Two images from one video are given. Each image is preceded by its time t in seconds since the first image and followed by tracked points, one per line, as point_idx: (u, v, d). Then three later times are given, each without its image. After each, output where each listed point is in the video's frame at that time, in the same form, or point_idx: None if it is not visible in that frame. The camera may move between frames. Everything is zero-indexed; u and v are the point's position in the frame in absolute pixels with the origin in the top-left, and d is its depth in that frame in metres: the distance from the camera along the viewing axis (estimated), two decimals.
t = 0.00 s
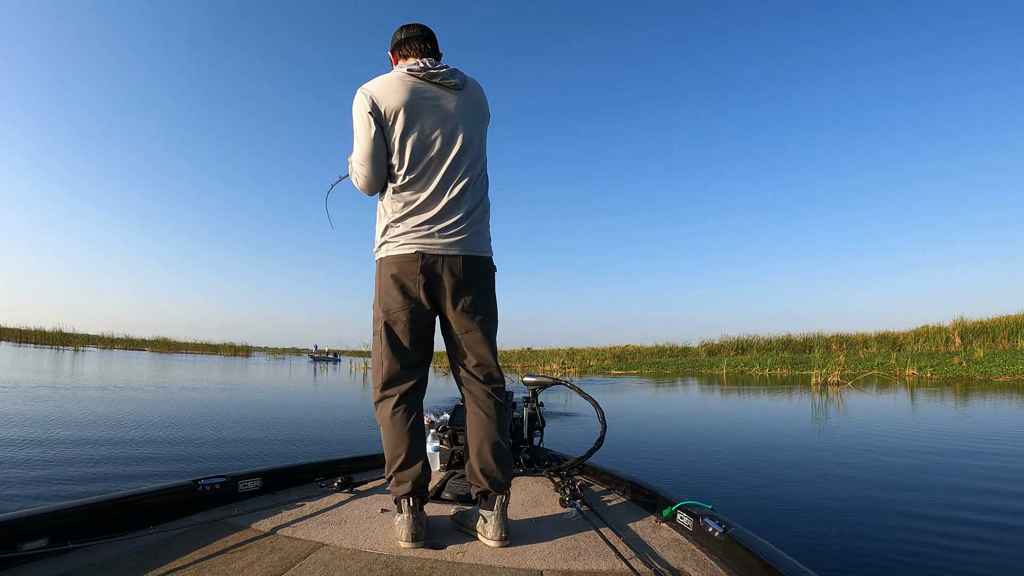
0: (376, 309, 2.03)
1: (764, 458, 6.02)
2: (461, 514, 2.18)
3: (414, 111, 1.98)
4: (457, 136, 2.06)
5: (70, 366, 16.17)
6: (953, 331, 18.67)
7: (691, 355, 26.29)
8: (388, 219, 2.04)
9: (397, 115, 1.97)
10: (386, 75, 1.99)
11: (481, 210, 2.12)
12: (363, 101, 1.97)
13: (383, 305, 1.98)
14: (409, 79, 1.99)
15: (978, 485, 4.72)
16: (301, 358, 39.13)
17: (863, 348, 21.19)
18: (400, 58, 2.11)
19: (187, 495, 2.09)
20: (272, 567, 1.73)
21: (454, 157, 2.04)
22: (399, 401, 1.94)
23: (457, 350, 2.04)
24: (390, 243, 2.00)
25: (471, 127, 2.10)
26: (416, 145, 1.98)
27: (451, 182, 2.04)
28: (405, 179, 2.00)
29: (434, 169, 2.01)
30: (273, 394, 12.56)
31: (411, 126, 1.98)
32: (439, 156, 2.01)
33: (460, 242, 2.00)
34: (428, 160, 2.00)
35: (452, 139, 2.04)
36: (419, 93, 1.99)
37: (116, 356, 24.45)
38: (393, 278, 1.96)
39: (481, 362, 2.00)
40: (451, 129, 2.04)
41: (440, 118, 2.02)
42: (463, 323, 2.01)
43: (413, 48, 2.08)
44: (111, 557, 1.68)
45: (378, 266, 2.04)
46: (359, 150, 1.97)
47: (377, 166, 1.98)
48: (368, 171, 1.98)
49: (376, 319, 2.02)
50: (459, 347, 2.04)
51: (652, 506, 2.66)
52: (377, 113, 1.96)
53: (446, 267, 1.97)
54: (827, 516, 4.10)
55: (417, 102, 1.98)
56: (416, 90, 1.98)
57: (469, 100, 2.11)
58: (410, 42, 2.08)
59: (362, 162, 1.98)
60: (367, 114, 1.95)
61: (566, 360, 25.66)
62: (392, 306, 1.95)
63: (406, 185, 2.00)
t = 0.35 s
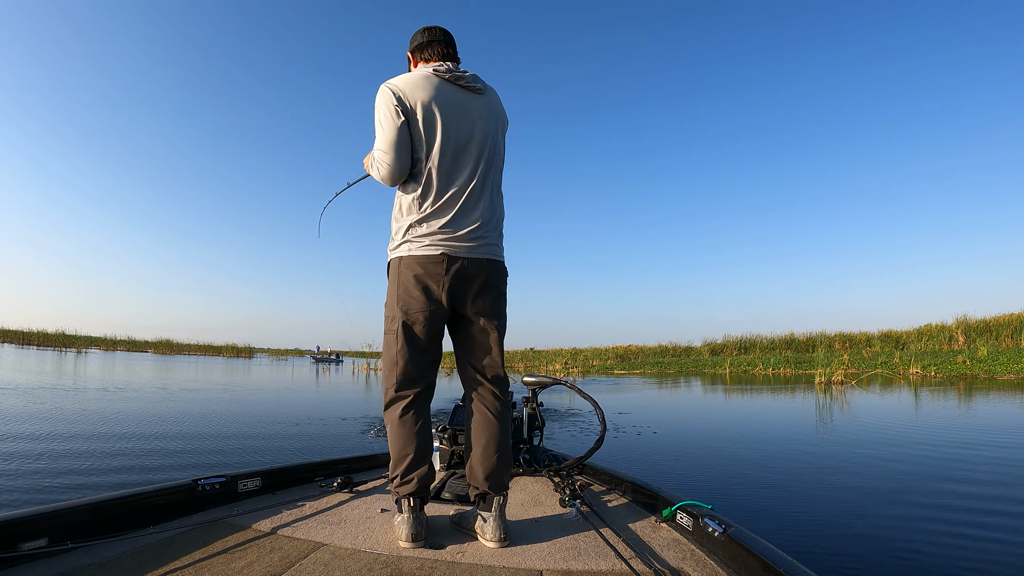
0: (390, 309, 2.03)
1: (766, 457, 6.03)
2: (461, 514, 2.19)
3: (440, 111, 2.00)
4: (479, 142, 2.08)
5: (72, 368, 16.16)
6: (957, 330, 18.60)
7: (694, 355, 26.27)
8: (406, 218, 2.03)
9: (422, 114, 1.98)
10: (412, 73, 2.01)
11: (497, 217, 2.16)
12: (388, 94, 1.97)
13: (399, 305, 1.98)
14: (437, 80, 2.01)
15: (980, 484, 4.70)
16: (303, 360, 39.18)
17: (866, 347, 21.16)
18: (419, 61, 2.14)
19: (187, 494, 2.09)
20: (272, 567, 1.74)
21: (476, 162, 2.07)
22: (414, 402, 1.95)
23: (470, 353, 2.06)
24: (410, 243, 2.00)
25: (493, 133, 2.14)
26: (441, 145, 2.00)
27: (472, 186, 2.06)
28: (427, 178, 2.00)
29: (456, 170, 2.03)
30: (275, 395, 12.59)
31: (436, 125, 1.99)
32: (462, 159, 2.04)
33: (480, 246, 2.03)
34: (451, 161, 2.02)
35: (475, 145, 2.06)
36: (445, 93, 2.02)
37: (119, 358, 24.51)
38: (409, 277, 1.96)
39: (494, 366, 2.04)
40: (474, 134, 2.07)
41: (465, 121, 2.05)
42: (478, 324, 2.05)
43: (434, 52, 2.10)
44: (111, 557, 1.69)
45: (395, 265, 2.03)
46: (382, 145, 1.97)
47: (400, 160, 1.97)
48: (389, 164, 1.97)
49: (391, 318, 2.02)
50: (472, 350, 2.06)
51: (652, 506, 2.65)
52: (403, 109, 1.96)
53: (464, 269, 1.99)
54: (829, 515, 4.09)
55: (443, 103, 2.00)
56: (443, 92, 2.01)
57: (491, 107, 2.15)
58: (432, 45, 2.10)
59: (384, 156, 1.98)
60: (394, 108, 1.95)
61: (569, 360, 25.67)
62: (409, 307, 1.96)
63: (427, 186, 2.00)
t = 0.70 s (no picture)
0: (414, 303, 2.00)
1: (768, 457, 6.03)
2: (461, 514, 2.19)
3: (468, 114, 2.01)
4: (507, 145, 2.09)
5: (75, 369, 16.20)
6: (960, 329, 18.55)
7: (697, 354, 26.24)
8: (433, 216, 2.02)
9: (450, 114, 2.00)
10: (441, 76, 2.02)
11: (523, 222, 2.16)
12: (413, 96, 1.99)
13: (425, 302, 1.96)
14: (464, 83, 2.03)
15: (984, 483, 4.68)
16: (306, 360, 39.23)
17: (869, 346, 21.10)
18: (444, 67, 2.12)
19: (187, 494, 2.10)
20: (271, 567, 1.74)
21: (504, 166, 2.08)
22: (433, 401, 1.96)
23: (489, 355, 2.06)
24: (443, 242, 1.95)
25: (518, 139, 2.15)
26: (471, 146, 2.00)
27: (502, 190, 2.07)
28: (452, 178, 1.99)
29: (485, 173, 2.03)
30: (277, 396, 12.62)
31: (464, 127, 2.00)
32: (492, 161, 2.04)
33: (512, 250, 2.04)
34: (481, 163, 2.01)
35: (498, 145, 2.05)
36: (473, 96, 2.03)
37: (121, 359, 24.57)
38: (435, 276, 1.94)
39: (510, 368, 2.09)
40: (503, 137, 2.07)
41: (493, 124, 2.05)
42: (499, 331, 2.07)
43: (461, 60, 2.10)
44: (111, 557, 1.70)
45: (423, 263, 1.98)
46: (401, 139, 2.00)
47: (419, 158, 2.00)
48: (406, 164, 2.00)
49: (417, 317, 1.98)
50: (490, 352, 2.07)
51: (652, 506, 2.65)
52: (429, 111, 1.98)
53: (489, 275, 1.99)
54: (831, 515, 4.07)
55: (471, 106, 2.02)
56: (469, 96, 2.01)
57: (517, 112, 2.16)
58: (460, 53, 2.10)
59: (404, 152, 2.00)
60: (420, 109, 1.97)
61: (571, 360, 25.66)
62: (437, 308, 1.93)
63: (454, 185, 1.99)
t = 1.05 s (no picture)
0: (455, 296, 1.89)
1: (770, 457, 6.02)
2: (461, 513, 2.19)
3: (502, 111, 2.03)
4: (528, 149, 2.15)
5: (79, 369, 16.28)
6: (964, 328, 18.49)
7: (699, 354, 26.20)
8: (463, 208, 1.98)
9: (485, 107, 1.98)
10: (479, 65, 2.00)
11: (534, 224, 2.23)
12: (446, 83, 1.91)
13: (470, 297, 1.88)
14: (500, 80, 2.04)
15: (989, 483, 4.65)
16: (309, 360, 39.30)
17: (872, 345, 21.03)
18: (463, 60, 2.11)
19: (186, 493, 2.10)
20: (270, 567, 1.74)
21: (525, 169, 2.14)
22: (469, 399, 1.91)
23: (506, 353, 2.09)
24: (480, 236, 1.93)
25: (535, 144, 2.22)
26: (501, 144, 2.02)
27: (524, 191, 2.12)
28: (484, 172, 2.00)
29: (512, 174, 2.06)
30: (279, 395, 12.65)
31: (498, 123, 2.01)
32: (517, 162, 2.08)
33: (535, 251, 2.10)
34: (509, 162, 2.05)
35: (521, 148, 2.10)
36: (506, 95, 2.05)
37: (126, 359, 24.61)
38: (485, 272, 1.89)
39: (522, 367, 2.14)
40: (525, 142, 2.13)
41: (520, 125, 2.10)
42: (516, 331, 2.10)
43: (482, 51, 2.10)
44: (110, 556, 1.70)
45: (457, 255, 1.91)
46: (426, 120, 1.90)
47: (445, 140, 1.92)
48: (425, 145, 1.90)
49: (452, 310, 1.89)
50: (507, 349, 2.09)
51: (652, 506, 2.65)
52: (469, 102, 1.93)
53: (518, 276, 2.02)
54: (833, 514, 4.07)
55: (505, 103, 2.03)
56: (504, 94, 2.03)
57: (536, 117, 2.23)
58: (480, 43, 2.10)
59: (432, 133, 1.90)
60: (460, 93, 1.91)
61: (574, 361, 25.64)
62: (485, 304, 1.89)
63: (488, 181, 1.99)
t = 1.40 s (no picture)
0: (511, 304, 1.89)
1: (771, 457, 6.00)
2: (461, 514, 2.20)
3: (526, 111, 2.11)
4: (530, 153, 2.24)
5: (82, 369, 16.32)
6: (968, 327, 18.42)
7: (702, 354, 26.13)
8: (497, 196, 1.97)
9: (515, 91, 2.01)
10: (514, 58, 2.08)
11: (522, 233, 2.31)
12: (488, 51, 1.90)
13: (521, 305, 1.92)
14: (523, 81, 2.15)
15: (993, 483, 4.63)
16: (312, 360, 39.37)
17: (876, 345, 20.96)
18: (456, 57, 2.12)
19: (186, 492, 2.11)
20: (270, 566, 1.74)
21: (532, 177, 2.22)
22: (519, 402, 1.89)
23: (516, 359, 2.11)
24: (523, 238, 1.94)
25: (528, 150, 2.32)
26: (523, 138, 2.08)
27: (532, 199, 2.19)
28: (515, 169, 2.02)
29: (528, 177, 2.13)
30: (281, 396, 12.66)
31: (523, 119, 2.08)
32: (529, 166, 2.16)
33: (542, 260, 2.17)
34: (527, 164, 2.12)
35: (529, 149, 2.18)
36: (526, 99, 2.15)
37: (130, 359, 24.68)
38: (529, 283, 1.97)
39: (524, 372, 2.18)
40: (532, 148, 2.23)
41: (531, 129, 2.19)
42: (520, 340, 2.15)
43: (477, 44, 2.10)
44: (109, 554, 1.71)
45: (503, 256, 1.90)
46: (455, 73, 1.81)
47: (466, 99, 1.85)
48: (449, 93, 1.79)
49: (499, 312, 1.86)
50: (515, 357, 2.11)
51: (652, 507, 2.64)
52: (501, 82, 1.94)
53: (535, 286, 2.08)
54: (834, 514, 4.06)
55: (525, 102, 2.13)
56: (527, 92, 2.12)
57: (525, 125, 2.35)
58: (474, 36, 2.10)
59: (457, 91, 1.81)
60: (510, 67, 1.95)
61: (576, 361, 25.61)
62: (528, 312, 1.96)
63: (516, 171, 2.02)
